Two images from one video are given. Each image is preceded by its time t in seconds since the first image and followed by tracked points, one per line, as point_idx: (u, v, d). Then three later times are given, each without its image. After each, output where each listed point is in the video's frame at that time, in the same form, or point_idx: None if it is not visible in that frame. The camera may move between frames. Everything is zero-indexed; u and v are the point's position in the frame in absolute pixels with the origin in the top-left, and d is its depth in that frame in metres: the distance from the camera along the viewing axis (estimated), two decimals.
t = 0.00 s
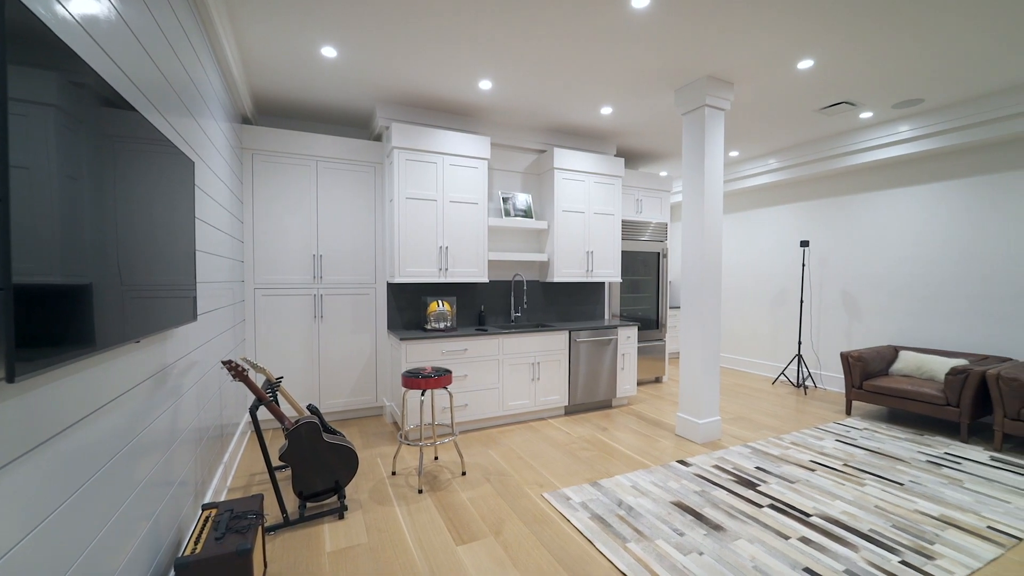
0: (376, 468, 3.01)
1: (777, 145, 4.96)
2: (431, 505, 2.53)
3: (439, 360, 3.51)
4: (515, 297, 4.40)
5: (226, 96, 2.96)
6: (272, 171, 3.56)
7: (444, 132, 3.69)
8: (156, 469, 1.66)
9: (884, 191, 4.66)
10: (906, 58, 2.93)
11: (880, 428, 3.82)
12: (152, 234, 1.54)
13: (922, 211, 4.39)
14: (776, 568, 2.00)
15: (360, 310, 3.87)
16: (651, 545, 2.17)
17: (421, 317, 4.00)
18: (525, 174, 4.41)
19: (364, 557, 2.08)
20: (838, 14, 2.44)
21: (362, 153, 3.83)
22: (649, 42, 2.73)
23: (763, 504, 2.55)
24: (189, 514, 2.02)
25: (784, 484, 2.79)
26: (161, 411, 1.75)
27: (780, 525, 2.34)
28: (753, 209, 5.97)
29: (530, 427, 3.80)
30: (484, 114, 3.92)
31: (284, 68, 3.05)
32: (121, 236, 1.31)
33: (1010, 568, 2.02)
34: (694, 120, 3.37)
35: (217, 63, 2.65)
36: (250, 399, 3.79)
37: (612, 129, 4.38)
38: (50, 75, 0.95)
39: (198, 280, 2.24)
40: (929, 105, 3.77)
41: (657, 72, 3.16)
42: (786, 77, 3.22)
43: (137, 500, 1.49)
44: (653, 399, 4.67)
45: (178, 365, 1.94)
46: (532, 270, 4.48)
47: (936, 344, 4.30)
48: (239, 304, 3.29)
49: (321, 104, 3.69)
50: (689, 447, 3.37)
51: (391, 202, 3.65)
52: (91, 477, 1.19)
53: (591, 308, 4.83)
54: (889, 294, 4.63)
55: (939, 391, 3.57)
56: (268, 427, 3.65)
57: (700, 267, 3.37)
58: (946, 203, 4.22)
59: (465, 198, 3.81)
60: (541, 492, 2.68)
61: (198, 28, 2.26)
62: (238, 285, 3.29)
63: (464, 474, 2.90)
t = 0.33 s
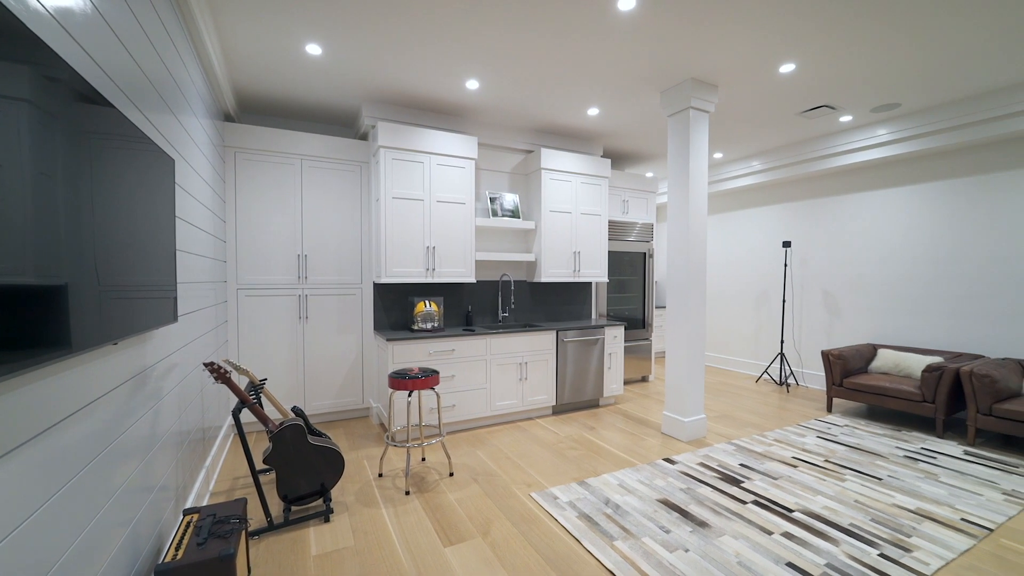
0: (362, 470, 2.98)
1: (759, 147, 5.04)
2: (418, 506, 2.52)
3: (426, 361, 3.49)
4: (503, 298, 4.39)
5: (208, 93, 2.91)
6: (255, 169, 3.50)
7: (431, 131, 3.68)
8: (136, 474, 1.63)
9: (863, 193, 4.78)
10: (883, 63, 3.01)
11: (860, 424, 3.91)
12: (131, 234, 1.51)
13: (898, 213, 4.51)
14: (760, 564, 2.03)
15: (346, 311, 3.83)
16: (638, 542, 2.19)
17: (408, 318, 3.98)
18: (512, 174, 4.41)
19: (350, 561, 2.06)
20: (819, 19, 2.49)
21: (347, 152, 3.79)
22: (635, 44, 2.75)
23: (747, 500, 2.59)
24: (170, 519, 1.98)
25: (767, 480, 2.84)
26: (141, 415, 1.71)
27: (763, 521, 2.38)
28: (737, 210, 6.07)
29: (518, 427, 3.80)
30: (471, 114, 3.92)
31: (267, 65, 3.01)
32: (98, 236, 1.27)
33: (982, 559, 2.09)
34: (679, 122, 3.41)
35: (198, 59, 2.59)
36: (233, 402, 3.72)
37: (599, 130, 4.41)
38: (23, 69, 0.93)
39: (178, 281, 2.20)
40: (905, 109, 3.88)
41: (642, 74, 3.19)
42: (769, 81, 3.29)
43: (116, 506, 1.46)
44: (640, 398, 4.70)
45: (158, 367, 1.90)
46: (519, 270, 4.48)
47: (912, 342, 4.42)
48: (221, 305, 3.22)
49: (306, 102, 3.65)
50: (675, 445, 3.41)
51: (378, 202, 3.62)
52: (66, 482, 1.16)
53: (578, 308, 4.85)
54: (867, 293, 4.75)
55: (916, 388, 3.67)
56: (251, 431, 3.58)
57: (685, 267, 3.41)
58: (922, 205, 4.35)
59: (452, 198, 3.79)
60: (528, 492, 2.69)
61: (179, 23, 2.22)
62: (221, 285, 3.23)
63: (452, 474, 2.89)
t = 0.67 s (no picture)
0: (348, 472, 2.95)
1: (743, 149, 5.12)
2: (405, 508, 2.50)
3: (413, 361, 3.47)
4: (490, 298, 4.39)
5: (189, 90, 2.85)
6: (237, 167, 3.44)
7: (418, 130, 3.65)
8: (114, 480, 1.59)
9: (843, 195, 4.89)
10: (862, 68, 3.08)
11: (840, 421, 4.00)
12: (109, 234, 1.47)
13: (877, 214, 4.62)
14: (743, 559, 2.06)
15: (331, 311, 3.78)
16: (625, 540, 2.20)
17: (395, 318, 3.95)
18: (499, 174, 4.40)
19: (336, 564, 2.04)
20: (800, 24, 2.54)
21: (332, 151, 3.75)
22: (621, 45, 2.77)
23: (731, 497, 2.63)
24: (149, 526, 1.93)
25: (751, 477, 2.88)
26: (119, 419, 1.66)
27: (747, 517, 2.42)
28: (721, 211, 6.15)
29: (505, 427, 3.80)
30: (459, 113, 3.90)
31: (250, 62, 2.96)
32: (75, 235, 1.24)
33: (956, 550, 2.15)
34: (665, 124, 3.44)
35: (178, 55, 2.54)
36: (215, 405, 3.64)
37: (586, 131, 4.43)
38: None
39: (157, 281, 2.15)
40: (883, 113, 3.98)
41: (629, 76, 3.21)
42: (752, 84, 3.34)
43: (93, 512, 1.42)
44: (627, 397, 4.74)
45: (137, 370, 1.85)
46: (507, 270, 4.48)
47: (890, 340, 4.54)
48: (203, 306, 3.16)
49: (291, 100, 3.59)
50: (661, 444, 3.44)
51: (364, 201, 3.59)
52: (42, 486, 1.13)
53: (565, 308, 4.87)
54: (847, 293, 4.86)
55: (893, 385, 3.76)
56: (233, 433, 3.52)
57: (671, 267, 3.44)
58: (899, 206, 4.47)
59: (439, 198, 3.78)
60: (516, 492, 2.69)
61: (158, 17, 2.17)
62: (202, 285, 3.16)
63: (439, 476, 2.88)
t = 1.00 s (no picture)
0: (334, 474, 2.92)
1: (726, 151, 5.20)
2: (392, 510, 2.48)
3: (399, 362, 3.44)
4: (477, 298, 4.38)
5: (168, 86, 2.79)
6: (219, 165, 3.38)
7: (404, 130, 3.63)
8: (91, 485, 1.55)
9: (823, 196, 4.99)
10: (840, 72, 3.15)
11: (821, 418, 4.08)
12: (85, 234, 1.43)
13: (856, 215, 4.74)
14: (728, 556, 2.09)
15: (316, 312, 3.73)
16: (611, 539, 2.21)
17: (381, 319, 3.91)
18: (486, 175, 4.40)
19: (321, 567, 2.02)
20: (781, 29, 2.59)
21: (317, 150, 3.70)
22: (607, 47, 2.79)
23: (715, 494, 2.67)
24: (128, 532, 1.89)
25: (735, 474, 2.93)
26: (97, 422, 1.62)
27: (731, 513, 2.46)
28: (706, 212, 6.23)
29: (493, 427, 3.79)
30: (445, 113, 3.89)
31: (233, 58, 2.91)
32: (49, 235, 1.21)
33: (932, 542, 2.21)
34: (650, 125, 3.47)
35: (157, 50, 2.48)
36: (196, 408, 3.57)
37: (573, 131, 4.46)
38: None
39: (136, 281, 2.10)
40: (861, 117, 4.08)
41: (616, 77, 3.24)
42: (735, 87, 3.39)
43: (70, 518, 1.38)
44: (614, 396, 4.77)
45: (114, 373, 1.80)
46: (494, 270, 4.47)
47: (869, 339, 4.65)
48: (183, 307, 3.09)
49: (274, 97, 3.54)
50: (647, 442, 3.47)
51: (349, 200, 3.55)
52: (16, 492, 1.10)
53: (553, 308, 4.89)
54: (828, 292, 4.97)
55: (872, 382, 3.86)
56: (215, 437, 3.45)
57: (656, 266, 3.48)
58: (877, 208, 4.58)
59: (426, 198, 3.76)
60: (503, 492, 2.69)
61: (136, 11, 2.12)
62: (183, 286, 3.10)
63: (426, 477, 2.86)
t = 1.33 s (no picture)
0: (319, 477, 2.88)
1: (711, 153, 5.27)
2: (379, 512, 2.46)
3: (386, 363, 3.42)
4: (465, 298, 4.38)
5: (148, 82, 2.73)
6: (201, 163, 3.31)
7: (391, 129, 3.60)
8: (67, 491, 1.50)
9: (805, 198, 5.09)
10: (822, 76, 3.22)
11: (803, 415, 4.16)
12: (60, 234, 1.39)
13: (836, 216, 4.84)
14: (713, 552, 2.12)
15: (301, 313, 3.68)
16: (599, 537, 2.23)
17: (367, 319, 3.88)
18: (474, 174, 4.38)
19: (307, 571, 1.99)
20: (764, 32, 2.64)
21: (302, 148, 3.66)
22: (594, 48, 2.81)
23: (701, 491, 2.70)
24: (106, 539, 1.84)
25: (720, 471, 2.97)
26: (73, 426, 1.58)
27: (716, 510, 2.49)
28: (691, 213, 6.30)
29: (481, 427, 3.79)
30: (433, 112, 3.87)
31: (215, 55, 2.86)
32: (23, 234, 1.17)
33: (909, 535, 2.27)
34: (636, 127, 3.50)
35: (136, 45, 2.42)
36: (176, 411, 3.49)
37: (560, 132, 4.47)
38: None
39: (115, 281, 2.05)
40: (842, 120, 4.17)
41: (603, 79, 3.26)
42: (720, 90, 3.44)
43: (44, 526, 1.34)
44: (601, 396, 4.80)
45: (92, 376, 1.76)
46: (482, 271, 4.47)
47: (849, 337, 4.76)
48: (164, 308, 3.02)
49: (258, 95, 3.49)
50: (634, 441, 3.50)
51: (335, 200, 3.51)
52: None
53: (540, 308, 4.90)
54: (810, 292, 5.06)
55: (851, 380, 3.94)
56: (197, 441, 3.38)
57: (642, 266, 3.51)
58: (856, 209, 4.69)
59: (413, 197, 3.74)
60: (491, 492, 2.69)
61: (114, 4, 2.07)
62: (163, 287, 3.03)
63: (413, 478, 2.85)
